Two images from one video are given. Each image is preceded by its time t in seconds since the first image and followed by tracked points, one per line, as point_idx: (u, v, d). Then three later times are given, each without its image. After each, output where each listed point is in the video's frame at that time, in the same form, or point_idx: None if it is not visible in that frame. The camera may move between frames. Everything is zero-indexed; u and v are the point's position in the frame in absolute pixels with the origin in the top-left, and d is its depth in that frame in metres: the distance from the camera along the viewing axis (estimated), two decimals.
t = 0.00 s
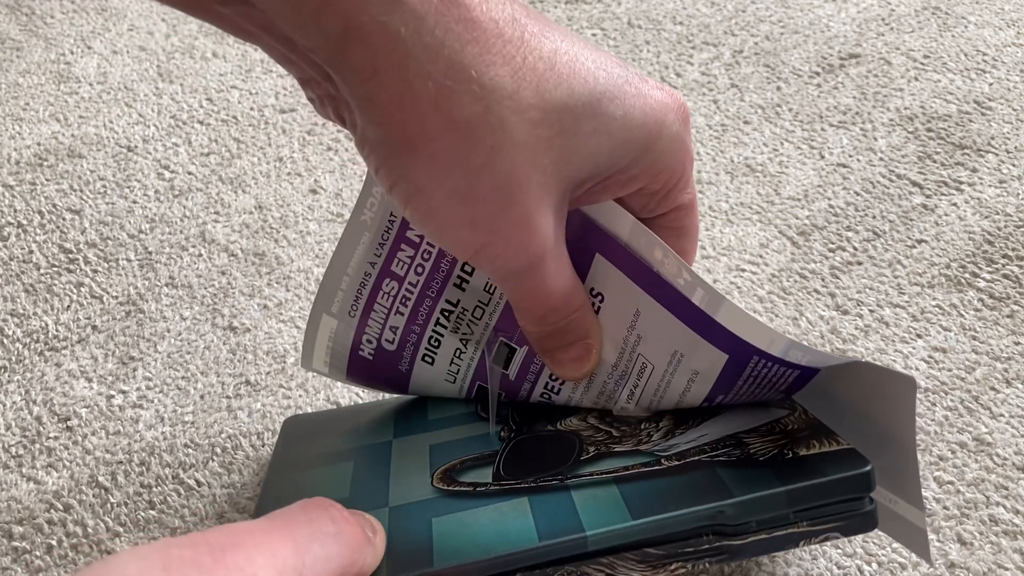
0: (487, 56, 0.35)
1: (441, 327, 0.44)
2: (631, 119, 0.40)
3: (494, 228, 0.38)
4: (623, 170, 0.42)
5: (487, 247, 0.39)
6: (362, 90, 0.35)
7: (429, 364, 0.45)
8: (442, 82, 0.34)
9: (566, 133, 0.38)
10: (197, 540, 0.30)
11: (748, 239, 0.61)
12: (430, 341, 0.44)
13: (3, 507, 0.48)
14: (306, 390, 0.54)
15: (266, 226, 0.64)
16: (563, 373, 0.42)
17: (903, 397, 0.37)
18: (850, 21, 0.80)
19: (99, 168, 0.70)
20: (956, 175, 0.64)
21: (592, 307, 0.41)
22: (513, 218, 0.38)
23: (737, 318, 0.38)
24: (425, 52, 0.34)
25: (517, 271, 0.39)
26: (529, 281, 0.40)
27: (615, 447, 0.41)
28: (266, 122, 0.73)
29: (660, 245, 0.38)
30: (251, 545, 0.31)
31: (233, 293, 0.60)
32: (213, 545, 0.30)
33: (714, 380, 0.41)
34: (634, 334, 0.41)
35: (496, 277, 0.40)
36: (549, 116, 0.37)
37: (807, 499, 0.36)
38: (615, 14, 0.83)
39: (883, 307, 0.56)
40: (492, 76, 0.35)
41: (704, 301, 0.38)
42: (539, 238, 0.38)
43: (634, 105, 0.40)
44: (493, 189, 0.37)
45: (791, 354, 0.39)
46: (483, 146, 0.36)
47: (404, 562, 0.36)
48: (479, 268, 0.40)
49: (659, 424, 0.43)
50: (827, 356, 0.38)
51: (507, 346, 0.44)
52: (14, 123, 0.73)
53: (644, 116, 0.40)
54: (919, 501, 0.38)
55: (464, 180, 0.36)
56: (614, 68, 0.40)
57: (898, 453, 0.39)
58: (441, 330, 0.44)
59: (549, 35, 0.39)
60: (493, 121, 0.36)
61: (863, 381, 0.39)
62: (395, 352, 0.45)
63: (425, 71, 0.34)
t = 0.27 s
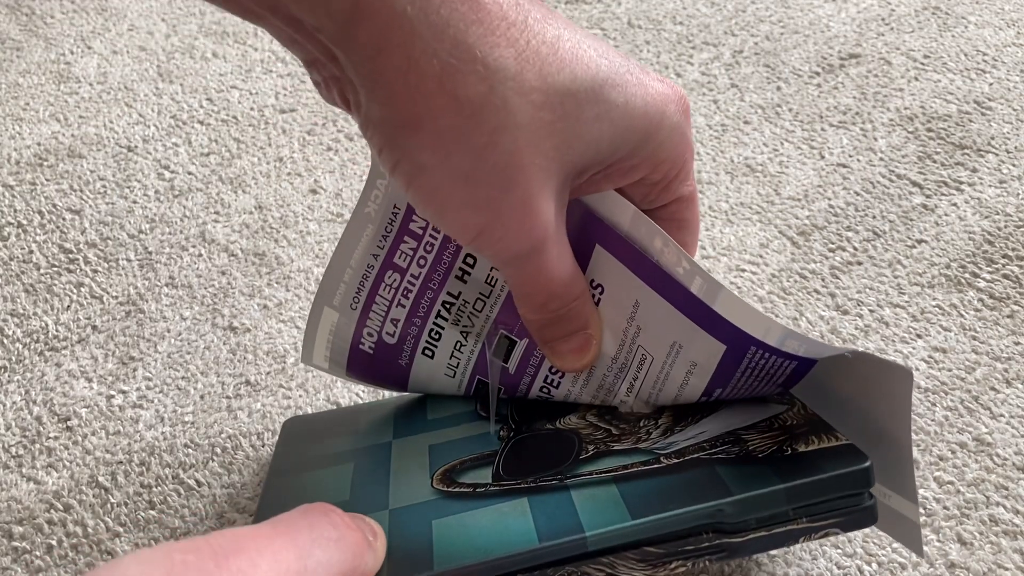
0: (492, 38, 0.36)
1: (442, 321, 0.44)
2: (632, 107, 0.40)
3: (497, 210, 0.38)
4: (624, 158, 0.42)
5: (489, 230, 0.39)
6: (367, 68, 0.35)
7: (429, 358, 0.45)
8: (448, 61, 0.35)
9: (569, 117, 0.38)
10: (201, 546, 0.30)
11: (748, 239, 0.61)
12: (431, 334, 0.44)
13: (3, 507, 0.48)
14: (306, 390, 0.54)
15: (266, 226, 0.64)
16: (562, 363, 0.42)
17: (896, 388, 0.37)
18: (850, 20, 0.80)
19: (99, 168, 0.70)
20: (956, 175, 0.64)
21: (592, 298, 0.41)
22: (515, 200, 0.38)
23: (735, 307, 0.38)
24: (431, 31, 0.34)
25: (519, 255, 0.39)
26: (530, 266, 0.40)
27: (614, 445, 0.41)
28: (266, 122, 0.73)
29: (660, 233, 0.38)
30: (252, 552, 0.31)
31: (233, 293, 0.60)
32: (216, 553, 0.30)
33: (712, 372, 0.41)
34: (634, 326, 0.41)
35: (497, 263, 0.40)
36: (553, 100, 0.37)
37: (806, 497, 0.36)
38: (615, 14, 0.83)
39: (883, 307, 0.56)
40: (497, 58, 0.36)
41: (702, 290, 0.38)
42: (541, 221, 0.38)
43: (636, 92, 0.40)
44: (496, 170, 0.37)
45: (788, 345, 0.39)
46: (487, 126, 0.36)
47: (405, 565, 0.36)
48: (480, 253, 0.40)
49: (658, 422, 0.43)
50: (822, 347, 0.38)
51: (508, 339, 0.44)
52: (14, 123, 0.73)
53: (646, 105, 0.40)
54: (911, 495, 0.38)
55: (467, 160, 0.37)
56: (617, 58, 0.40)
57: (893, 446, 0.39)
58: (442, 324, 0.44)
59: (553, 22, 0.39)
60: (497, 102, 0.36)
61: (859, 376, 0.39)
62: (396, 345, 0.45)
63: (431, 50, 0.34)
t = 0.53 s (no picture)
0: (499, 33, 0.36)
1: (444, 320, 0.44)
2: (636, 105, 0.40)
3: (502, 204, 0.38)
4: (627, 156, 0.42)
5: (494, 225, 0.39)
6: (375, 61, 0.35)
7: (430, 358, 0.45)
8: (456, 54, 0.35)
9: (574, 114, 0.38)
10: (202, 549, 0.29)
11: (748, 239, 0.61)
12: (432, 333, 0.44)
13: (3, 507, 0.48)
14: (307, 390, 0.54)
15: (266, 226, 0.64)
16: (564, 362, 0.42)
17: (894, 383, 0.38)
18: (850, 21, 0.80)
19: (99, 168, 0.70)
20: (956, 175, 0.64)
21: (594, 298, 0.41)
22: (520, 195, 0.38)
23: (736, 305, 0.38)
24: (440, 24, 0.35)
25: (523, 251, 0.39)
26: (534, 262, 0.40)
27: (615, 447, 0.41)
28: (266, 122, 0.73)
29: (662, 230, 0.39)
30: (255, 552, 0.30)
31: (233, 293, 0.60)
32: (218, 555, 0.29)
33: (713, 371, 0.41)
34: (635, 325, 0.41)
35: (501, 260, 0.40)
36: (558, 96, 0.37)
37: (807, 499, 0.36)
38: (615, 14, 0.83)
39: (883, 307, 0.56)
40: (504, 54, 0.36)
41: (704, 288, 0.38)
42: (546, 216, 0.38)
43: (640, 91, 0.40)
44: (502, 164, 0.37)
45: (788, 343, 0.39)
46: (494, 120, 0.36)
47: (406, 567, 0.36)
48: (485, 249, 0.40)
49: (659, 424, 0.43)
50: (823, 345, 0.38)
51: (509, 337, 0.44)
52: (14, 123, 0.73)
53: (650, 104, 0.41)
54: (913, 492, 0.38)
55: (473, 153, 0.37)
56: (621, 57, 0.41)
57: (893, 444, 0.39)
58: (444, 322, 0.44)
59: (558, 21, 0.39)
60: (503, 96, 0.36)
61: (858, 375, 0.40)
62: (397, 345, 0.45)
63: (439, 43, 0.35)
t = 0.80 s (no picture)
0: (500, 31, 0.36)
1: (444, 317, 0.44)
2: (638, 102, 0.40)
3: (503, 201, 0.38)
4: (628, 154, 0.42)
5: (495, 222, 0.38)
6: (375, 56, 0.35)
7: (430, 355, 0.45)
8: (457, 49, 0.35)
9: (575, 110, 0.38)
10: (203, 551, 0.29)
11: (748, 239, 0.61)
12: (432, 331, 0.44)
13: (3, 507, 0.48)
14: (307, 390, 0.54)
15: (266, 226, 0.64)
16: (563, 361, 0.42)
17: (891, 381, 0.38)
18: (850, 21, 0.80)
19: (99, 168, 0.70)
20: (956, 175, 0.64)
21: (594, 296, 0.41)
22: (521, 191, 0.38)
23: (736, 303, 0.38)
24: (441, 19, 0.35)
25: (524, 248, 0.39)
26: (534, 259, 0.40)
27: (615, 448, 0.41)
28: (266, 122, 0.73)
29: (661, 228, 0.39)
30: (257, 554, 0.30)
31: (233, 293, 0.60)
32: (218, 556, 0.29)
33: (712, 369, 0.41)
34: (635, 323, 0.41)
35: (501, 257, 0.40)
36: (559, 92, 0.37)
37: (806, 499, 0.36)
38: (615, 14, 0.83)
39: (883, 307, 0.56)
40: (505, 50, 0.36)
41: (704, 286, 0.38)
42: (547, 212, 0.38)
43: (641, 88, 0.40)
44: (503, 160, 0.37)
45: (787, 341, 0.39)
46: (495, 116, 0.36)
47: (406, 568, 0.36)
48: (485, 245, 0.40)
49: (658, 423, 0.43)
50: (823, 343, 0.38)
51: (509, 335, 0.44)
52: (14, 123, 0.74)
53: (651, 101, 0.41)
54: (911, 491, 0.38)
55: (475, 149, 0.37)
56: (622, 55, 0.41)
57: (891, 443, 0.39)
58: (443, 320, 0.44)
59: (560, 18, 0.39)
60: (504, 93, 0.36)
61: (858, 374, 0.40)
62: (397, 342, 0.45)
63: (440, 39, 0.35)
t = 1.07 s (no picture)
0: (500, 18, 0.36)
1: (442, 310, 0.44)
2: (637, 92, 0.40)
3: (502, 188, 0.38)
4: (626, 144, 0.42)
5: (494, 209, 0.38)
6: (375, 40, 0.35)
7: (429, 349, 0.45)
8: (457, 34, 0.35)
9: (574, 98, 0.38)
10: (206, 555, 0.29)
11: (748, 239, 0.61)
12: (430, 324, 0.44)
13: (3, 507, 0.48)
14: (307, 390, 0.54)
15: (266, 226, 0.64)
16: (562, 351, 0.42)
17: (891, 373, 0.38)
18: (850, 20, 0.80)
19: (99, 168, 0.70)
20: (956, 175, 0.64)
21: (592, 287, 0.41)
22: (520, 178, 0.38)
23: (733, 293, 0.38)
24: (441, 4, 0.34)
25: (523, 236, 0.39)
26: (533, 248, 0.40)
27: (613, 444, 0.41)
28: (266, 122, 0.73)
29: (659, 217, 0.38)
30: (259, 560, 0.31)
31: (233, 293, 0.60)
32: (222, 560, 0.29)
33: (709, 360, 0.41)
34: (633, 315, 0.41)
35: (500, 246, 0.40)
36: (559, 79, 0.37)
37: (805, 495, 0.36)
38: (615, 14, 0.83)
39: (883, 307, 0.56)
40: (505, 37, 0.36)
41: (701, 275, 0.38)
42: (545, 200, 0.38)
43: (641, 78, 0.40)
44: (503, 147, 0.37)
45: (784, 331, 0.39)
46: (495, 102, 0.36)
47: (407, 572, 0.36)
48: (484, 234, 0.40)
49: (656, 418, 0.42)
50: (818, 333, 0.38)
51: (507, 329, 0.44)
52: (14, 123, 0.74)
53: (651, 91, 0.41)
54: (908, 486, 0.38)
55: (475, 135, 0.36)
56: (622, 45, 0.41)
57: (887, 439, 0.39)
58: (441, 314, 0.44)
59: (559, 7, 0.39)
60: (504, 79, 0.36)
61: (856, 368, 0.40)
62: (396, 335, 0.45)
63: (442, 23, 0.35)
